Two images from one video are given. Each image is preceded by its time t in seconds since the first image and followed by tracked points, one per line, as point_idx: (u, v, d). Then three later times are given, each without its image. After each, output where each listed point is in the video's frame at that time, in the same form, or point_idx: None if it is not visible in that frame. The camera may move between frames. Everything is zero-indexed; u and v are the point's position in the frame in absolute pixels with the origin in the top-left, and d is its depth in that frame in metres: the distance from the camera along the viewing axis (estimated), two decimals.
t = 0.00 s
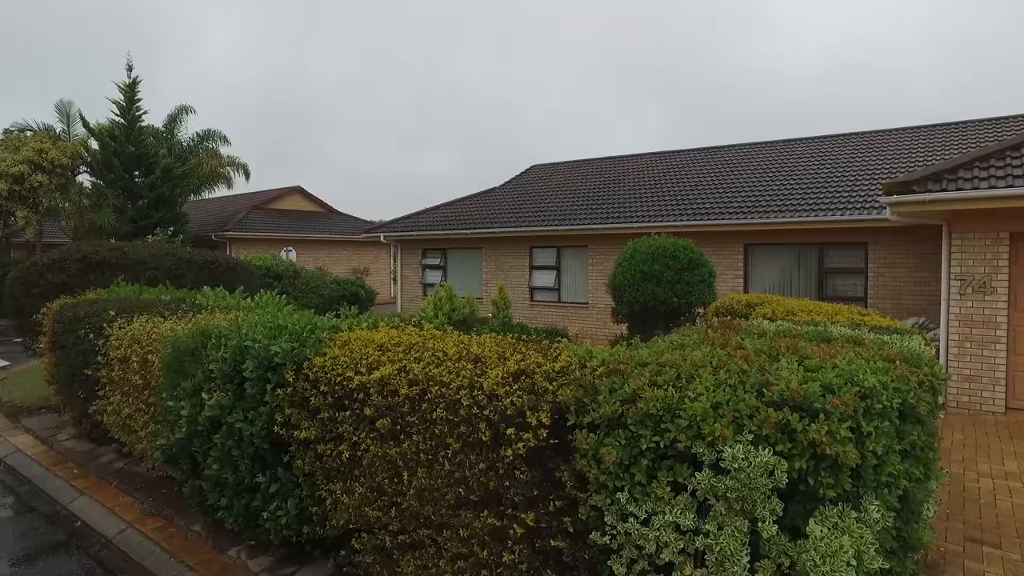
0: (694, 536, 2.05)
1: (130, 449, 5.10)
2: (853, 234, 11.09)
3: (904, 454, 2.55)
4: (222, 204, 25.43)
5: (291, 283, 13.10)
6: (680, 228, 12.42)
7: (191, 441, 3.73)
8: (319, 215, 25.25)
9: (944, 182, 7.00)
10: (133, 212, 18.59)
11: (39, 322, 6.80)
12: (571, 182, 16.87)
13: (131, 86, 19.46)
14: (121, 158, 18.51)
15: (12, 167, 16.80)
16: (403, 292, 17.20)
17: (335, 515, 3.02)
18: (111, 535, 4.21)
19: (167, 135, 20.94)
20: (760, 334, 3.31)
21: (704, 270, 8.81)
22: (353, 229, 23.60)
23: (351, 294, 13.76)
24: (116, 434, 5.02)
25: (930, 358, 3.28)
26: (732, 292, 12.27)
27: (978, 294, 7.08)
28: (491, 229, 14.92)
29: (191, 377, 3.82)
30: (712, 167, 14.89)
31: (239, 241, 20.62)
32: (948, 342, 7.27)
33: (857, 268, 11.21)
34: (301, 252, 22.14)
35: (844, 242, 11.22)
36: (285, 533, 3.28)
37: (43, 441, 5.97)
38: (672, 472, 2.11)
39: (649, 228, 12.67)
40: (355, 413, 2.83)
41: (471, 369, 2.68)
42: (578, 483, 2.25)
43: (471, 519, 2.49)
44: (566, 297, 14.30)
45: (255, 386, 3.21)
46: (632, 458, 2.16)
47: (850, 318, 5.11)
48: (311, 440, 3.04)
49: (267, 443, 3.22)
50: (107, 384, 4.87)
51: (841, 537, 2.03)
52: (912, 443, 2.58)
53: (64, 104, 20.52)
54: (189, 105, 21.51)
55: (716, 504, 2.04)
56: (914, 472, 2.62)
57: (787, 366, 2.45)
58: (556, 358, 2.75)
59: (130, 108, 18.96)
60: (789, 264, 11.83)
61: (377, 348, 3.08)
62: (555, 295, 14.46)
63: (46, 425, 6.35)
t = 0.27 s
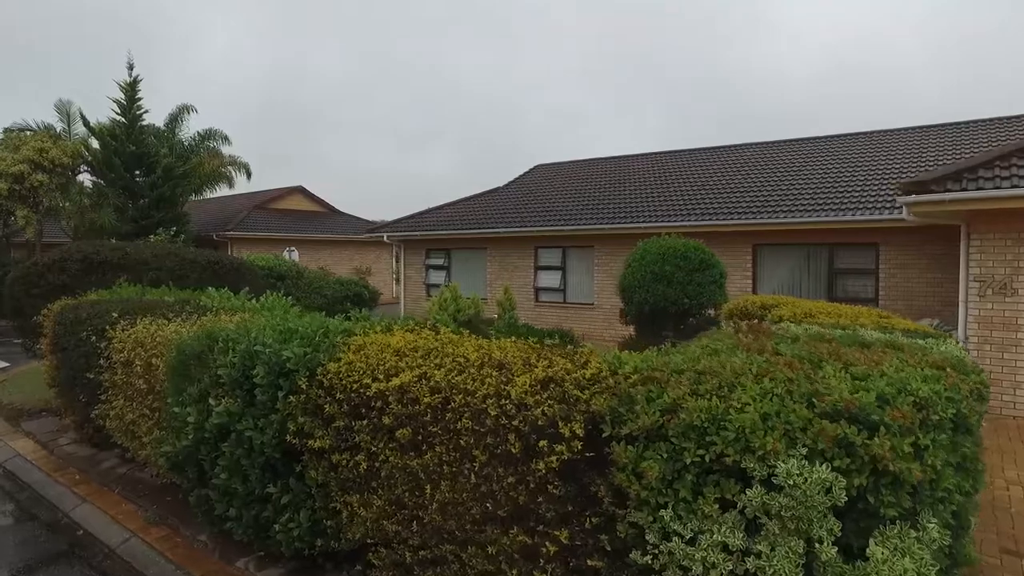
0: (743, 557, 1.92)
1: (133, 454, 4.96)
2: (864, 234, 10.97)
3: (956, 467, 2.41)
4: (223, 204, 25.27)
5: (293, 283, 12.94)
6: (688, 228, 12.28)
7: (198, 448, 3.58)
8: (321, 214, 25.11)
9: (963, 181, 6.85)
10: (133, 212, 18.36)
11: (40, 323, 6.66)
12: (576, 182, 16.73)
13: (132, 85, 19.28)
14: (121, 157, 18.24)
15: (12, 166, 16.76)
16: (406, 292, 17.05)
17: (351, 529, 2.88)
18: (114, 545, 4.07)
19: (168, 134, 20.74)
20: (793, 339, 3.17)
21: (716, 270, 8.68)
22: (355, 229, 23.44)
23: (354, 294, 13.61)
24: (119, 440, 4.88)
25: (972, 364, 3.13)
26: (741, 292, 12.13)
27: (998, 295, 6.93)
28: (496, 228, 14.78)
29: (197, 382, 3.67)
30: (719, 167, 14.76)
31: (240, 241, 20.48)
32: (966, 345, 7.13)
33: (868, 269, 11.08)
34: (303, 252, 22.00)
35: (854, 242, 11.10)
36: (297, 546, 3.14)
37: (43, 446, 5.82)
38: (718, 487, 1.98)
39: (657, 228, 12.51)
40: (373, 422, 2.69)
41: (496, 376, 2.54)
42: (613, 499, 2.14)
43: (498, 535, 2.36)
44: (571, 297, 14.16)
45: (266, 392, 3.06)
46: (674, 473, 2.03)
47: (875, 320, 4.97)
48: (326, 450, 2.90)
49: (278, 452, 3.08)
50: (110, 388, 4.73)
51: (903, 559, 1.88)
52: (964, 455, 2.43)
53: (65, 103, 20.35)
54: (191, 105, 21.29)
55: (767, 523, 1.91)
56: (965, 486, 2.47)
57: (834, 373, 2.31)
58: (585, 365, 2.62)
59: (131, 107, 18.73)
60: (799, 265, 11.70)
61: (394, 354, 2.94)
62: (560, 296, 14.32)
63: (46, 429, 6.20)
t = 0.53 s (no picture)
0: None
1: (138, 460, 4.83)
2: (875, 234, 10.84)
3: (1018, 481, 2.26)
4: (225, 204, 25.15)
5: (297, 284, 12.81)
6: (697, 229, 12.14)
7: (207, 457, 3.45)
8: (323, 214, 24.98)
9: (984, 182, 6.70)
10: (134, 212, 18.22)
11: (42, 325, 6.53)
12: (581, 182, 16.61)
13: (134, 83, 19.14)
14: (123, 156, 18.08)
15: (13, 166, 16.60)
16: (410, 292, 16.92)
17: (369, 543, 2.75)
18: (119, 555, 3.94)
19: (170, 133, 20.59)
20: (829, 344, 3.03)
21: (727, 272, 8.61)
22: (358, 229, 23.31)
23: (358, 295, 13.48)
24: (123, 445, 4.74)
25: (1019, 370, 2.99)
26: (750, 294, 12.01)
27: (1018, 297, 6.74)
28: (501, 229, 14.64)
29: (207, 387, 3.55)
30: (726, 167, 14.64)
31: (243, 241, 20.36)
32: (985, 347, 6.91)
33: (879, 270, 10.95)
34: (306, 252, 21.88)
35: (866, 243, 10.97)
36: (312, 560, 3.00)
37: (45, 451, 5.69)
38: (772, 505, 1.87)
39: (664, 228, 12.39)
40: (395, 432, 2.57)
41: (526, 384, 2.41)
42: (655, 514, 2.03)
43: (530, 553, 2.24)
44: (577, 298, 14.04)
45: (280, 400, 2.93)
46: (723, 489, 1.92)
47: (901, 323, 4.83)
48: (343, 460, 2.77)
49: (293, 463, 2.95)
50: (114, 392, 4.60)
51: None
52: None
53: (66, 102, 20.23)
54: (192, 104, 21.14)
55: (826, 545, 1.78)
56: None
57: (887, 382, 2.18)
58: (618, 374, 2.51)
59: (133, 107, 18.59)
60: (809, 265, 11.57)
61: (415, 360, 2.82)
62: (566, 296, 14.19)
63: (48, 433, 6.07)
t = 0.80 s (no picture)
0: None
1: (137, 466, 4.68)
2: (885, 234, 10.71)
3: None
4: (225, 203, 24.98)
5: (298, 284, 12.66)
6: (703, 228, 12.01)
7: (209, 466, 3.30)
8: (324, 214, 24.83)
9: (1002, 180, 6.51)
10: (134, 211, 18.14)
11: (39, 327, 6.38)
12: (585, 181, 16.47)
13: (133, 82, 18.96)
14: (123, 155, 17.98)
15: (11, 165, 16.33)
16: (411, 292, 16.77)
17: (380, 560, 2.61)
18: (118, 567, 3.79)
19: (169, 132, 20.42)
20: (862, 348, 2.89)
21: (737, 272, 8.46)
22: (359, 229, 23.17)
23: (360, 295, 13.35)
24: (122, 451, 4.59)
25: None
26: (757, 294, 11.87)
27: None
28: (504, 228, 14.50)
29: (208, 393, 3.41)
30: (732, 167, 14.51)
31: (243, 241, 20.21)
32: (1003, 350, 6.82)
33: (889, 270, 10.81)
34: (307, 252, 21.74)
35: (875, 243, 10.83)
36: None
37: (41, 456, 5.54)
38: (822, 525, 1.73)
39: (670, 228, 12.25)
40: (410, 443, 2.43)
41: (549, 394, 2.28)
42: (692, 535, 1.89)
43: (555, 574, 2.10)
44: (581, 298, 13.90)
45: (285, 408, 2.79)
46: (767, 508, 1.78)
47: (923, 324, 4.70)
48: (353, 472, 2.63)
49: (299, 474, 2.81)
50: (112, 397, 4.45)
51: None
52: None
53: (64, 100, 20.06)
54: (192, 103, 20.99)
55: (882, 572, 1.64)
56: None
57: (938, 391, 2.04)
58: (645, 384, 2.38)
59: (133, 105, 18.51)
60: (817, 265, 11.43)
61: (430, 367, 2.68)
62: (570, 297, 14.06)
63: (45, 437, 5.92)
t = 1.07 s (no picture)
0: None
1: (135, 471, 4.51)
2: (895, 234, 10.56)
3: None
4: (225, 202, 24.79)
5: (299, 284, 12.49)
6: (711, 227, 11.85)
7: (212, 473, 3.14)
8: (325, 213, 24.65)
9: None
10: (133, 209, 17.81)
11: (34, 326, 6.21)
12: (589, 180, 16.31)
13: (132, 80, 18.71)
14: (122, 153, 17.70)
15: (8, 163, 16.67)
16: (413, 292, 16.60)
17: None
18: None
19: (169, 130, 20.22)
20: (908, 350, 2.72)
21: (747, 272, 8.30)
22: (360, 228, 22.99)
23: (361, 294, 13.18)
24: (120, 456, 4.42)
25: None
26: (765, 294, 11.71)
27: None
28: (508, 227, 14.33)
29: (211, 396, 3.24)
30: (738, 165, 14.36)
31: (243, 240, 20.04)
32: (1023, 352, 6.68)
33: (899, 270, 10.65)
34: (307, 251, 21.56)
35: (885, 242, 10.68)
36: None
37: (37, 459, 5.37)
38: (895, 547, 1.56)
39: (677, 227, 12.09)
40: (431, 451, 2.27)
41: (582, 400, 2.12)
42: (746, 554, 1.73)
43: None
44: (586, 298, 13.74)
45: (294, 414, 2.62)
46: (832, 526, 1.62)
47: (953, 322, 4.53)
48: (367, 482, 2.46)
49: (309, 483, 2.64)
50: (110, 400, 4.28)
51: None
52: None
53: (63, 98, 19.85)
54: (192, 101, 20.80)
55: None
56: None
57: (1009, 397, 1.88)
58: (683, 389, 2.22)
59: (132, 103, 18.25)
60: (825, 265, 11.28)
61: (450, 370, 2.53)
62: (574, 297, 13.90)
63: (41, 440, 5.74)
